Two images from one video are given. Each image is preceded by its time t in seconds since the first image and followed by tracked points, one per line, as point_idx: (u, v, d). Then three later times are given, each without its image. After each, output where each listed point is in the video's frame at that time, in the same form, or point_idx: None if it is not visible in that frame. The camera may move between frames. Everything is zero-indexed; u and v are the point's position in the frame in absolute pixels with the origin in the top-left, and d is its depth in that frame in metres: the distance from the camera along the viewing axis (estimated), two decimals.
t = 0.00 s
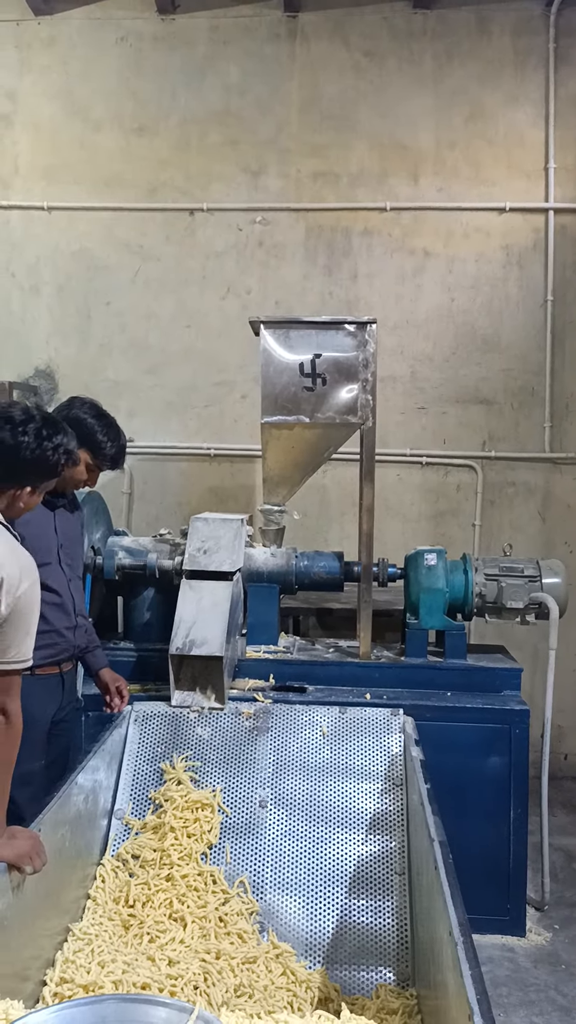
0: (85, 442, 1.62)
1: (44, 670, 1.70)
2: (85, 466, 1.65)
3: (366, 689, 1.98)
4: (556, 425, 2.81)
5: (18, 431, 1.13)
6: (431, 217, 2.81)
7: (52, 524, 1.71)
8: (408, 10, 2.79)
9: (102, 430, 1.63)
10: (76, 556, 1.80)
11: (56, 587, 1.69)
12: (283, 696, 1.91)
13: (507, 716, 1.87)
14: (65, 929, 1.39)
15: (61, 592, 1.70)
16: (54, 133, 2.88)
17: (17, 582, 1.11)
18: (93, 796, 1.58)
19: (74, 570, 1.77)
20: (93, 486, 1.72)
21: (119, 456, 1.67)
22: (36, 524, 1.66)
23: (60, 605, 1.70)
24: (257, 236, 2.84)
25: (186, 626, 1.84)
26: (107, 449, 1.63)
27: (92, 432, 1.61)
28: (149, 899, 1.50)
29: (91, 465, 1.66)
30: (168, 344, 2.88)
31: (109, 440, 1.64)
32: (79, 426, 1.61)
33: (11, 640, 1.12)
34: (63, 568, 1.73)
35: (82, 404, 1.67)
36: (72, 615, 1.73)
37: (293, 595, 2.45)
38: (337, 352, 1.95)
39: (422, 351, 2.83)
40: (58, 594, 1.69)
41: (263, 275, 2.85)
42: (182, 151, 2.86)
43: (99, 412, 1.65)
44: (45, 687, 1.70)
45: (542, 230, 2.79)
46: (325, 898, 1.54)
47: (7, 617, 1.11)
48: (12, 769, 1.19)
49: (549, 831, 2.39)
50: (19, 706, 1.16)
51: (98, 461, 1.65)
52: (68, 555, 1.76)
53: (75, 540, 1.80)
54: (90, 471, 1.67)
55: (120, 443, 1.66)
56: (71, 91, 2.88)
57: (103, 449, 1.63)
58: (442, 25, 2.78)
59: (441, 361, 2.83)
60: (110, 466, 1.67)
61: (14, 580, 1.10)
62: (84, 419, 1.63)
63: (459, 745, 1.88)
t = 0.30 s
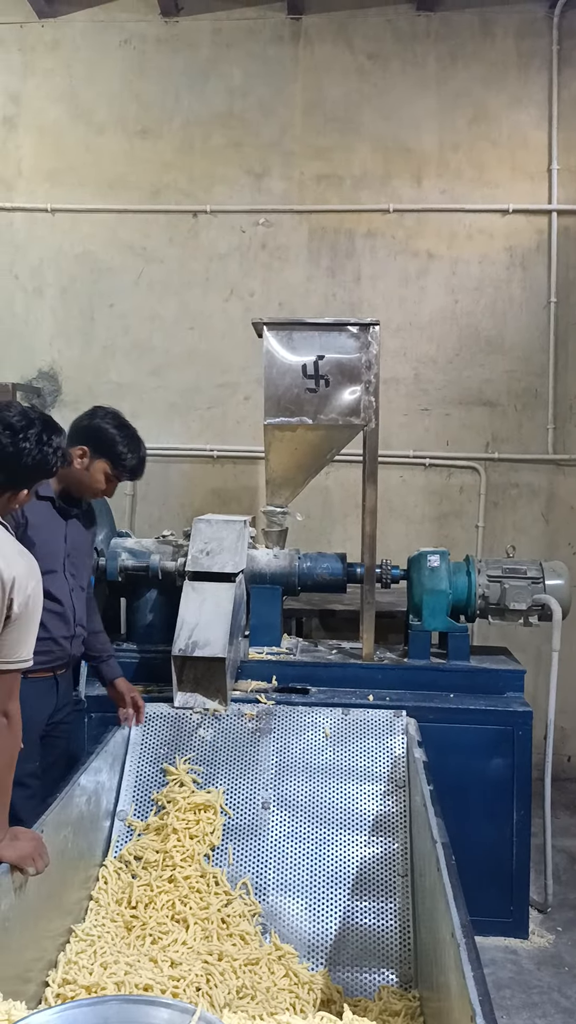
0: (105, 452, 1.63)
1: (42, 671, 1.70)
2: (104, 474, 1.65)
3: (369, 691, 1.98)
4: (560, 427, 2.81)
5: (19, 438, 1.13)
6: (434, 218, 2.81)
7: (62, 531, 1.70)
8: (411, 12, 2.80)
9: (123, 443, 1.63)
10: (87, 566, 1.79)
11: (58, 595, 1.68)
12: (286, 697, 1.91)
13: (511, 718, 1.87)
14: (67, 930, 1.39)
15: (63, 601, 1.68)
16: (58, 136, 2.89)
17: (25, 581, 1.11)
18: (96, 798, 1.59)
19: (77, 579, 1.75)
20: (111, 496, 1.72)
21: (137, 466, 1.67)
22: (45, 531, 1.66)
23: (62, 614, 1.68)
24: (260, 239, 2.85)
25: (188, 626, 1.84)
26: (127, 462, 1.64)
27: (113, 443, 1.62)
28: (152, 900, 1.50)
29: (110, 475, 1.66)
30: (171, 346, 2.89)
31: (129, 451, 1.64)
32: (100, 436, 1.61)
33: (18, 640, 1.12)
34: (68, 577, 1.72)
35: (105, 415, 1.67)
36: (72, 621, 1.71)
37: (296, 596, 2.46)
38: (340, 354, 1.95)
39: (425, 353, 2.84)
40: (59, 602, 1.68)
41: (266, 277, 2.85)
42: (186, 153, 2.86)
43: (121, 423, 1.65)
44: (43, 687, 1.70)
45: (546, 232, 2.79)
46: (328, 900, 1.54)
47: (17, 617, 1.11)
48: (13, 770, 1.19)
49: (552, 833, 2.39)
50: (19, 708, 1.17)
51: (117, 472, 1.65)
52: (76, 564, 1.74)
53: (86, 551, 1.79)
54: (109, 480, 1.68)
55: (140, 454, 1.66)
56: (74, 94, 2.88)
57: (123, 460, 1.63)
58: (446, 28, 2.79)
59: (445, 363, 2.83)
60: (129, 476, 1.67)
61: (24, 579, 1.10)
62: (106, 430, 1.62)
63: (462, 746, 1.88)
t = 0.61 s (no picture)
0: (150, 501, 1.42)
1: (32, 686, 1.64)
2: (148, 527, 1.46)
3: (374, 692, 1.98)
4: (564, 429, 2.81)
5: (18, 436, 1.13)
6: (438, 221, 2.81)
7: (83, 572, 1.56)
8: (415, 15, 2.80)
9: (172, 497, 1.41)
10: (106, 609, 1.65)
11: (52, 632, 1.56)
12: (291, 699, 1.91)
13: (516, 720, 1.87)
14: (74, 930, 1.40)
15: (56, 642, 1.56)
16: (64, 140, 2.90)
17: (29, 585, 1.11)
18: (102, 800, 1.59)
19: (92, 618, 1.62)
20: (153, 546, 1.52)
21: (183, 518, 1.45)
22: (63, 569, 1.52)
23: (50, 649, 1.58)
24: (265, 241, 2.85)
25: (194, 628, 1.85)
26: (174, 519, 1.43)
27: (159, 491, 1.40)
28: (158, 902, 1.50)
29: (154, 526, 1.46)
30: (176, 349, 2.89)
31: (176, 502, 1.42)
32: (146, 483, 1.40)
33: (24, 643, 1.12)
34: (76, 618, 1.59)
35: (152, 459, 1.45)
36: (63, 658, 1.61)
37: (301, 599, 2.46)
38: (345, 356, 1.95)
39: (430, 356, 2.84)
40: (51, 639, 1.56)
41: (270, 280, 2.86)
42: (191, 156, 2.87)
43: (169, 469, 1.43)
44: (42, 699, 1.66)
45: (550, 234, 2.79)
46: (333, 902, 1.54)
47: (22, 622, 1.11)
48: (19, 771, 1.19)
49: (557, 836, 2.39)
50: (25, 710, 1.17)
51: (162, 524, 1.44)
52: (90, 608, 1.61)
53: (108, 595, 1.64)
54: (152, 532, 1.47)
55: (187, 505, 1.45)
56: (80, 97, 2.89)
57: (169, 511, 1.42)
58: (450, 31, 2.79)
59: (449, 365, 2.84)
60: (175, 529, 1.46)
61: (29, 583, 1.10)
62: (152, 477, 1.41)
63: (467, 749, 1.88)
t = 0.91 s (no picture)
0: (178, 565, 1.36)
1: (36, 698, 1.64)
2: (172, 589, 1.40)
3: (378, 693, 1.98)
4: (568, 431, 2.81)
5: (16, 437, 1.14)
6: (442, 223, 2.81)
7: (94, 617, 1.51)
8: (419, 17, 2.81)
9: (201, 565, 1.36)
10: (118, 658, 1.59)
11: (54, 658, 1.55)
12: (295, 700, 1.92)
13: (520, 722, 1.87)
14: (79, 930, 1.41)
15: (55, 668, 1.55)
16: (68, 142, 2.91)
17: (28, 585, 1.12)
18: (106, 801, 1.60)
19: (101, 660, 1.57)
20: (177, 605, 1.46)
21: (211, 585, 1.39)
22: (70, 608, 1.48)
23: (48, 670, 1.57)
24: (269, 243, 2.86)
25: (198, 629, 1.86)
26: (202, 586, 1.38)
27: (189, 557, 1.35)
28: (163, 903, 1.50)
29: (180, 587, 1.40)
30: (180, 351, 2.90)
31: (205, 569, 1.37)
32: (177, 548, 1.35)
33: (24, 645, 1.12)
34: (80, 660, 1.55)
35: (185, 521, 1.40)
36: (63, 687, 1.59)
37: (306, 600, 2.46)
38: (349, 358, 1.96)
39: (434, 357, 2.84)
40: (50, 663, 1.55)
41: (274, 282, 2.86)
42: (195, 157, 2.88)
43: (201, 534, 1.37)
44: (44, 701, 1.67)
45: (554, 236, 2.79)
46: (338, 902, 1.54)
47: (20, 624, 1.11)
48: (23, 771, 1.20)
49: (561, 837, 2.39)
50: (28, 712, 1.18)
51: (189, 587, 1.39)
52: (97, 655, 1.55)
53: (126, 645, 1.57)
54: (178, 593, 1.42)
55: (216, 571, 1.39)
56: (84, 99, 2.90)
57: (197, 578, 1.36)
58: (454, 33, 2.80)
59: (453, 367, 2.84)
60: (201, 593, 1.41)
61: (27, 584, 1.11)
62: (183, 541, 1.36)
63: (471, 750, 1.88)
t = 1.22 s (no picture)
0: (175, 550, 1.36)
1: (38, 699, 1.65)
2: (168, 574, 1.40)
3: (378, 694, 1.98)
4: (568, 431, 2.81)
5: (23, 437, 1.14)
6: (443, 223, 2.81)
7: (95, 611, 1.52)
8: (420, 18, 2.81)
9: (198, 549, 1.35)
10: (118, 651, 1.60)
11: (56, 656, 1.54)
12: (296, 700, 1.92)
13: (521, 722, 1.87)
14: (80, 930, 1.41)
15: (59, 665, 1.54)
16: (69, 142, 2.91)
17: (28, 586, 1.12)
18: (108, 800, 1.60)
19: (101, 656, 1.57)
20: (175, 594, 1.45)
21: (207, 571, 1.38)
22: (71, 602, 1.48)
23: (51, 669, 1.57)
24: (270, 243, 2.86)
25: (199, 630, 1.86)
26: (199, 571, 1.36)
27: (185, 541, 1.34)
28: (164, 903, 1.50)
29: (177, 573, 1.39)
30: (181, 351, 2.90)
31: (202, 554, 1.35)
32: (173, 531, 1.35)
33: (25, 646, 1.13)
34: (84, 654, 1.54)
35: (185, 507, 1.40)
36: (67, 683, 1.58)
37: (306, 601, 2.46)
38: (350, 359, 1.96)
39: (435, 357, 2.84)
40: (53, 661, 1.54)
41: (275, 282, 2.87)
42: (196, 158, 2.88)
43: (199, 520, 1.37)
44: (47, 702, 1.67)
45: (555, 236, 2.79)
46: (339, 902, 1.54)
47: (20, 625, 1.11)
48: (24, 772, 1.20)
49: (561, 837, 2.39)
50: (29, 712, 1.18)
51: (186, 574, 1.38)
52: (101, 648, 1.55)
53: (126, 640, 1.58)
54: (175, 580, 1.41)
55: (214, 558, 1.38)
56: (86, 100, 2.90)
57: (193, 563, 1.35)
58: (454, 33, 2.80)
59: (454, 367, 2.84)
60: (198, 581, 1.39)
61: (27, 585, 1.11)
62: (180, 525, 1.35)
63: (472, 751, 1.89)
